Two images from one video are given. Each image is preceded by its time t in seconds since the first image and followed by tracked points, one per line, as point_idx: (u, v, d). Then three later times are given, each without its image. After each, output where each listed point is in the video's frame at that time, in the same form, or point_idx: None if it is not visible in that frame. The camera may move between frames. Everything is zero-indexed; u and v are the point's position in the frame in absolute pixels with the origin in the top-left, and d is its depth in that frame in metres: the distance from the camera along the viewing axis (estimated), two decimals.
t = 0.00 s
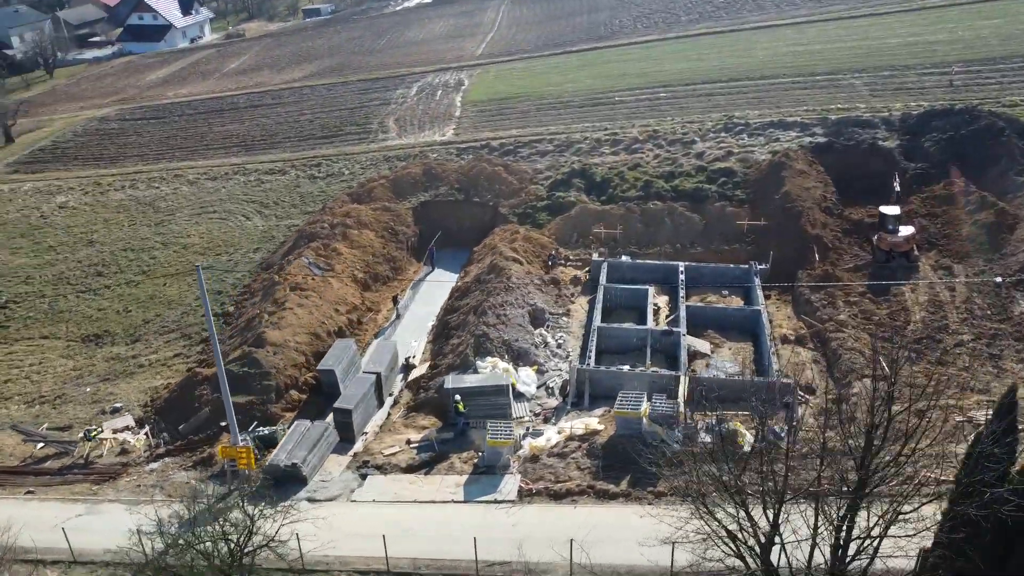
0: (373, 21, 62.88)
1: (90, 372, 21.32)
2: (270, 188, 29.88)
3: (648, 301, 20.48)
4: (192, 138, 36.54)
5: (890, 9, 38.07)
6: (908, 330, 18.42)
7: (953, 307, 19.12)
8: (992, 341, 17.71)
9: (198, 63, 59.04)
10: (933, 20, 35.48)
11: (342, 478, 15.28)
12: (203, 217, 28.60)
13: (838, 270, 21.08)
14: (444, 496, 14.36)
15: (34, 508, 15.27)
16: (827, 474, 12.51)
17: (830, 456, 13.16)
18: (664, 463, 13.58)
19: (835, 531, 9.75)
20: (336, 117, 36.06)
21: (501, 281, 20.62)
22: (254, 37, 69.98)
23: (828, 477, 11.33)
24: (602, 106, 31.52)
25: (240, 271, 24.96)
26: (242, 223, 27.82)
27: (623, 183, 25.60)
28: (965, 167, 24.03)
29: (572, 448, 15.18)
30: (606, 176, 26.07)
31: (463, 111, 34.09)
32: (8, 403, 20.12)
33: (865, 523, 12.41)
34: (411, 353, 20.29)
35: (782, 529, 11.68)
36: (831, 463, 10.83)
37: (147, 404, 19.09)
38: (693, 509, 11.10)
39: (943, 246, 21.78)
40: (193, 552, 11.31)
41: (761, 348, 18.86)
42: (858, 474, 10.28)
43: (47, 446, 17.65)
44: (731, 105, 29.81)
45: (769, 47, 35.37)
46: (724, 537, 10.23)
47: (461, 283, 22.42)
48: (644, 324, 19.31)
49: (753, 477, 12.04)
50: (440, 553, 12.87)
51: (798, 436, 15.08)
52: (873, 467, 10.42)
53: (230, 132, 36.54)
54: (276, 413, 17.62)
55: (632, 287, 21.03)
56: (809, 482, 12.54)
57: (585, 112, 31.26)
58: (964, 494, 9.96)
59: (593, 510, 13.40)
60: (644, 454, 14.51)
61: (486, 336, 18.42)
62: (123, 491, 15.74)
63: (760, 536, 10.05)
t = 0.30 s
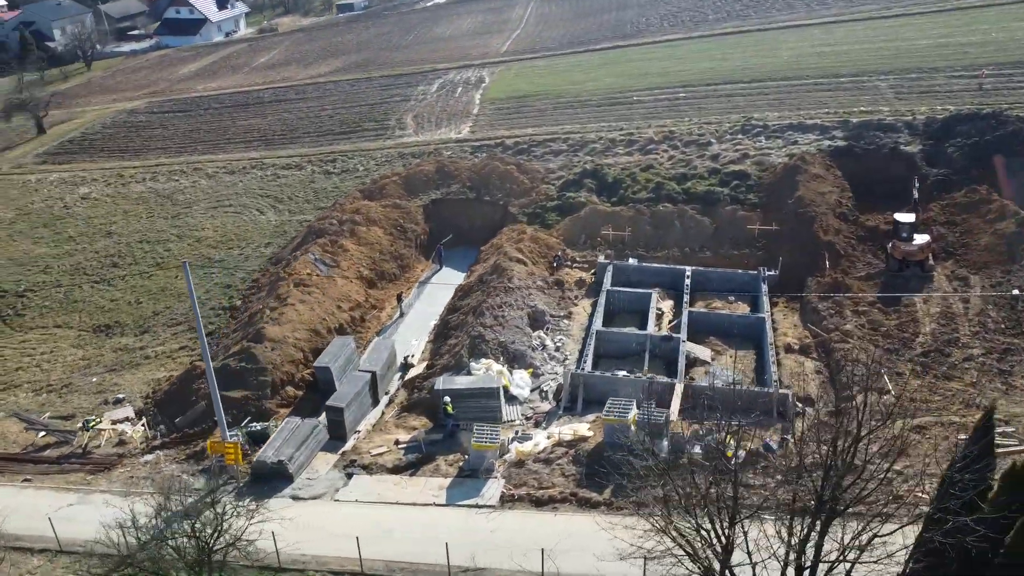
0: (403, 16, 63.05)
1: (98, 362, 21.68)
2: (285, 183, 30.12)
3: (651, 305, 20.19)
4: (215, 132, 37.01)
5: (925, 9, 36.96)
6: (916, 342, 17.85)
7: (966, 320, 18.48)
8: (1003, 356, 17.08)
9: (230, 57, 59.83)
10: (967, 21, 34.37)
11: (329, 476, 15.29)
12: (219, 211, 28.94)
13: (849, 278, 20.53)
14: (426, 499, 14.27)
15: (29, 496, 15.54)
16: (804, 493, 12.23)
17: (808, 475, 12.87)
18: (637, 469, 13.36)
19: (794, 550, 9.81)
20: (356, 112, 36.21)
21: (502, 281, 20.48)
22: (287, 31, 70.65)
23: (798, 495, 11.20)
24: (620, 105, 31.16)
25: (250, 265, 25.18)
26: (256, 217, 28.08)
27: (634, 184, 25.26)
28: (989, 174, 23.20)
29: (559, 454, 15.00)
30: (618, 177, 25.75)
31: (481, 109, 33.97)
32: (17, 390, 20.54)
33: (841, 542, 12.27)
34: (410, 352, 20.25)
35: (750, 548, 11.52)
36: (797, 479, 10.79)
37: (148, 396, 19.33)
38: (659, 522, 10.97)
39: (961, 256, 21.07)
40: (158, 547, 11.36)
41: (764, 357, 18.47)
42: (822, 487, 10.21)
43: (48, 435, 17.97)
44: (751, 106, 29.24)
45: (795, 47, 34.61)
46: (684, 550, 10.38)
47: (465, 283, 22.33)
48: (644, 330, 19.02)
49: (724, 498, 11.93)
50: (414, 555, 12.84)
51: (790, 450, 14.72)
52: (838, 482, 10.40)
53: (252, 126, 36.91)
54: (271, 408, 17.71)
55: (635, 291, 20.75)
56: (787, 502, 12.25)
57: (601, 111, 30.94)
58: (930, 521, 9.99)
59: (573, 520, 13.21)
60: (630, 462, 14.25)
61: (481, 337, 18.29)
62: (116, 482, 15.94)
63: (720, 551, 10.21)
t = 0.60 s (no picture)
0: (432, 12, 63.12)
1: (107, 351, 22.04)
2: (301, 177, 30.32)
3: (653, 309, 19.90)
4: (238, 125, 37.42)
5: (959, 9, 35.88)
6: (922, 355, 17.32)
7: (976, 333, 17.87)
8: (1013, 371, 16.48)
9: (261, 51, 60.50)
10: (1003, 23, 33.26)
11: (315, 473, 15.35)
12: (235, 204, 29.25)
13: (858, 286, 20.01)
14: (407, 500, 14.23)
15: (25, 482, 15.83)
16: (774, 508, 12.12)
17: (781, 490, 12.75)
18: (615, 476, 13.19)
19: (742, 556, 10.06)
20: (376, 108, 36.31)
21: (503, 281, 20.36)
22: (319, 25, 71.21)
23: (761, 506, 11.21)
24: (638, 105, 30.78)
25: (261, 259, 25.40)
26: (270, 211, 28.32)
27: (645, 185, 24.92)
28: (1013, 181, 22.39)
29: (544, 458, 14.85)
30: (630, 177, 25.43)
31: (498, 106, 33.83)
32: (26, 377, 20.98)
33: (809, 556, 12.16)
34: (409, 350, 20.24)
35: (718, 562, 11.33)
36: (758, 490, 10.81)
37: (149, 386, 19.59)
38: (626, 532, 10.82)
39: (979, 265, 20.38)
40: (123, 536, 11.44)
41: (764, 365, 18.11)
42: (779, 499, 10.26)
43: (51, 422, 18.32)
44: (770, 107, 28.66)
45: (821, 47, 33.85)
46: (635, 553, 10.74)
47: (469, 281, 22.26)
48: (643, 334, 18.76)
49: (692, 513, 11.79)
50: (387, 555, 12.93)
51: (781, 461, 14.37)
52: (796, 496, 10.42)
53: (274, 120, 37.24)
54: (266, 403, 17.84)
55: (638, 294, 20.47)
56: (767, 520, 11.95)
57: (619, 110, 30.59)
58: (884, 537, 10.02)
59: (552, 527, 13.09)
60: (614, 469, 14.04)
61: (477, 337, 18.20)
62: (109, 471, 16.18)
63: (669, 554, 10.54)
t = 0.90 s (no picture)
0: (463, 7, 63.08)
1: (116, 340, 22.41)
2: (317, 172, 30.53)
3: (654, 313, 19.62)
4: (261, 119, 37.82)
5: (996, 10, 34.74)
6: (927, 368, 16.79)
7: (986, 346, 17.26)
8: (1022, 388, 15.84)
9: (292, 44, 61.11)
10: None
11: (302, 469, 15.41)
12: (251, 197, 29.56)
13: (867, 294, 19.49)
14: (387, 499, 14.19)
15: (22, 468, 16.15)
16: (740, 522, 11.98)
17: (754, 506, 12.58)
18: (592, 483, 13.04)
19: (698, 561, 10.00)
20: (396, 103, 36.39)
21: (504, 281, 20.24)
22: (351, 19, 71.62)
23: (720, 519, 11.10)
24: (656, 104, 30.39)
25: (271, 252, 25.63)
26: (284, 205, 28.56)
27: (656, 186, 24.58)
28: None
29: (528, 462, 14.70)
30: (641, 178, 25.11)
31: (517, 103, 33.66)
32: (37, 363, 21.44)
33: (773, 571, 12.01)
34: (408, 348, 20.24)
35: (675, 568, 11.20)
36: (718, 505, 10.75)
37: (152, 377, 19.87)
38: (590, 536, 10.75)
39: (996, 276, 19.67)
40: (107, 522, 11.40)
41: (763, 374, 17.74)
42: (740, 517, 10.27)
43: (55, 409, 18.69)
44: (790, 108, 28.07)
45: (849, 47, 33.05)
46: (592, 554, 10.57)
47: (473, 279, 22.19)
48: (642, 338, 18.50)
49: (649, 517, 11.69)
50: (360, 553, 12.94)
51: (770, 474, 14.04)
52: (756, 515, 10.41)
53: (296, 114, 37.56)
54: (262, 397, 17.97)
55: (640, 297, 20.19)
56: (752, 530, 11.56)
57: (636, 109, 30.24)
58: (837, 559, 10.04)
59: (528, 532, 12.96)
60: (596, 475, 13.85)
61: (472, 337, 18.12)
62: (104, 460, 16.43)
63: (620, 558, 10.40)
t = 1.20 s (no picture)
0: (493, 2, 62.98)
1: (126, 329, 22.82)
2: (333, 166, 30.73)
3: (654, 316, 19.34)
4: (284, 112, 38.20)
5: None
6: (931, 381, 16.28)
7: (995, 359, 16.65)
8: None
9: (323, 38, 61.62)
10: None
11: (290, 463, 15.50)
12: (267, 190, 29.86)
13: (875, 303, 18.98)
14: (368, 497, 14.20)
15: (21, 453, 16.51)
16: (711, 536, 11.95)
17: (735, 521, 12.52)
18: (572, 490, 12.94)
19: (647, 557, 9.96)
20: (417, 98, 36.44)
21: (504, 281, 20.15)
22: (383, 13, 71.89)
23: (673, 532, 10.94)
24: (674, 103, 29.98)
25: (282, 245, 25.87)
26: (298, 198, 28.80)
27: (667, 187, 24.24)
28: None
29: (510, 464, 14.56)
30: (653, 178, 24.78)
31: (535, 100, 33.48)
32: (48, 349, 21.92)
33: None
34: (407, 346, 20.24)
35: None
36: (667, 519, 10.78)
37: (155, 366, 20.18)
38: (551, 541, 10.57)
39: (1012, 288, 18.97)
40: (80, 512, 11.43)
41: (762, 381, 17.39)
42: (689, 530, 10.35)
43: (60, 395, 19.08)
44: (811, 110, 27.45)
45: (877, 48, 32.22)
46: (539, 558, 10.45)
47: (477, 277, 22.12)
48: (640, 341, 18.24)
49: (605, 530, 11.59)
50: (336, 551, 12.94)
51: (755, 485, 13.75)
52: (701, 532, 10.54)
53: (318, 108, 37.86)
54: (258, 390, 18.12)
55: (642, 299, 19.93)
56: (718, 548, 11.33)
57: (653, 109, 29.87)
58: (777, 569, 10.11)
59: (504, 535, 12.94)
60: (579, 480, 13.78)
61: (467, 337, 18.05)
62: (100, 448, 16.71)
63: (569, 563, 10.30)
